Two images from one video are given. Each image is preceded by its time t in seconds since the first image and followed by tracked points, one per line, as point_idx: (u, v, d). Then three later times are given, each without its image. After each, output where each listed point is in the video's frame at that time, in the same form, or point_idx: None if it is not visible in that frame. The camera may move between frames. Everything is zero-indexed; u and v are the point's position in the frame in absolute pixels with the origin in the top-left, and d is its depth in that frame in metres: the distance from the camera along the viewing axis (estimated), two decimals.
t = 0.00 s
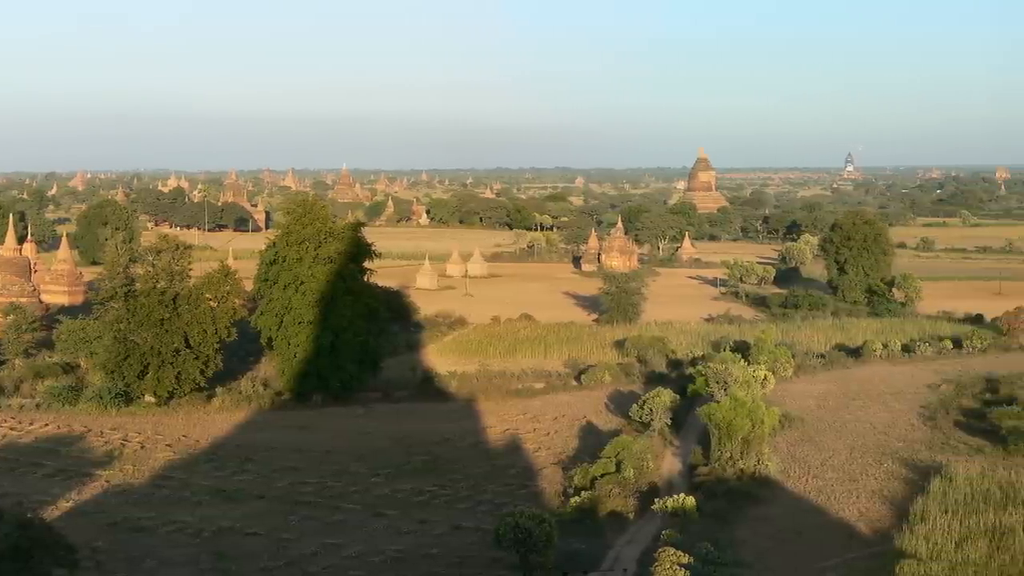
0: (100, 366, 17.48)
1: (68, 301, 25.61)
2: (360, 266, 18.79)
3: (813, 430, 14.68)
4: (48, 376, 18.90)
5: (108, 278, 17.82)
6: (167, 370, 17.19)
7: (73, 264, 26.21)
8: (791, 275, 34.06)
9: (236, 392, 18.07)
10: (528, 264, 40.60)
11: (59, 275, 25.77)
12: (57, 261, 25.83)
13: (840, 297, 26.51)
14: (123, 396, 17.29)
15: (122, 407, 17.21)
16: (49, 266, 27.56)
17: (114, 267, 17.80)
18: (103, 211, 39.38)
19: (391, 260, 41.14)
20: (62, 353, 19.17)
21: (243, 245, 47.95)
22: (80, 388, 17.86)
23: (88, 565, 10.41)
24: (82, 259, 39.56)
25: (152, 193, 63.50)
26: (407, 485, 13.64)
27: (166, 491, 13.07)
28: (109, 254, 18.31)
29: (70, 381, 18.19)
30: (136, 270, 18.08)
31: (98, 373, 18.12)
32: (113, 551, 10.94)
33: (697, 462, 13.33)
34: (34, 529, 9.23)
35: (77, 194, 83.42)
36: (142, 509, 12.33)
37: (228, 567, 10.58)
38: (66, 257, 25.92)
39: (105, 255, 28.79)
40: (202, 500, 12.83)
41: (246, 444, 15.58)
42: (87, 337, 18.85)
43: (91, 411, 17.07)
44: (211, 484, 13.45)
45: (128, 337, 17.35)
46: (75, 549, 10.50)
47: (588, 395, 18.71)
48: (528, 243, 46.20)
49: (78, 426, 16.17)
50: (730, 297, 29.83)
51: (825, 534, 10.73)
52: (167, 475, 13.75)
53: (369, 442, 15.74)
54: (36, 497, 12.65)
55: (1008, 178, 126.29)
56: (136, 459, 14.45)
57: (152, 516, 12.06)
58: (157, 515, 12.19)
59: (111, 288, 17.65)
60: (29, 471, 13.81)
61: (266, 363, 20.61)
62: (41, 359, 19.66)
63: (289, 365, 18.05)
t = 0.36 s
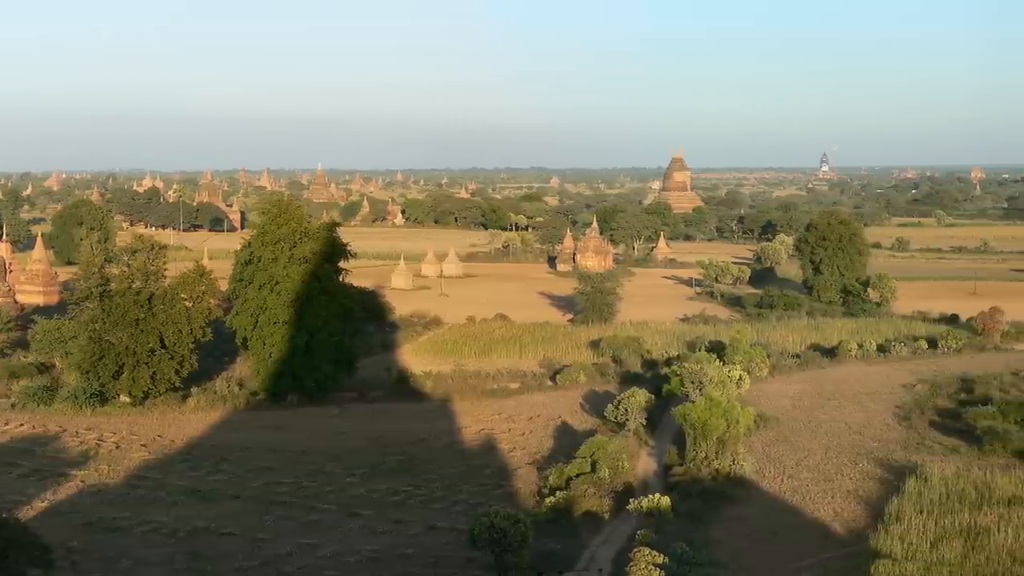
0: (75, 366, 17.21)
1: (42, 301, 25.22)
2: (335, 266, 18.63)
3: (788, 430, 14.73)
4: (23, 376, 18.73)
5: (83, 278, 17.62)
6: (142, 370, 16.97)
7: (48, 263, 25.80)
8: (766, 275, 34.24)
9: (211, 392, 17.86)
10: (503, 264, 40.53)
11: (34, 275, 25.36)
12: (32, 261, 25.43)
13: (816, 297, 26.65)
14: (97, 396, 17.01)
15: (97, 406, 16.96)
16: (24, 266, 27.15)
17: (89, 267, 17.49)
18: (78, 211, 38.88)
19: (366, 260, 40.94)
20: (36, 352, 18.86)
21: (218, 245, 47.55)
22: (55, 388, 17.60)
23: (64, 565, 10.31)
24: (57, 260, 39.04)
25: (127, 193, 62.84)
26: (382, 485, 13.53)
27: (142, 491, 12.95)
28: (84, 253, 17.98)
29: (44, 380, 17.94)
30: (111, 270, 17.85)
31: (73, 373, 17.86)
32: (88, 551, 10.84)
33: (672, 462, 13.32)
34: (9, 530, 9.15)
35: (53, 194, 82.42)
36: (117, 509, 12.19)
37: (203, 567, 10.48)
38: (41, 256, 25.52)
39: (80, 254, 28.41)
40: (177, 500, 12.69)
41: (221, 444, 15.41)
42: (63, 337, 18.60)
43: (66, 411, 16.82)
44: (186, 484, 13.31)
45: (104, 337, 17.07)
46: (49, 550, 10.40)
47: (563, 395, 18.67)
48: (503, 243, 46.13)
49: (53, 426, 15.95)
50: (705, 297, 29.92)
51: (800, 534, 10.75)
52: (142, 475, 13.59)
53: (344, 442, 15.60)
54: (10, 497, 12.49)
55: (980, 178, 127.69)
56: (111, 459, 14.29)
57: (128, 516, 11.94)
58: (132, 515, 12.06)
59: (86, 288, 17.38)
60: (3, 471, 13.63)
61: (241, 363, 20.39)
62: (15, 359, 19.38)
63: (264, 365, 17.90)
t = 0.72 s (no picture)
0: (50, 366, 16.99)
1: (17, 302, 24.84)
2: (310, 266, 18.46)
3: (763, 430, 14.77)
4: None
5: (58, 278, 17.39)
6: (117, 370, 16.72)
7: (22, 263, 25.42)
8: (741, 275, 34.38)
9: (185, 392, 17.65)
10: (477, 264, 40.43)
11: (9, 274, 24.97)
12: (7, 261, 25.03)
13: (791, 297, 26.79)
14: (73, 396, 16.80)
15: (72, 406, 16.73)
16: None
17: (63, 266, 17.22)
18: (53, 212, 38.34)
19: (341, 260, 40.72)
20: (11, 353, 18.53)
21: (193, 245, 47.10)
22: (30, 388, 17.41)
23: (39, 565, 10.24)
24: (31, 260, 38.49)
25: (101, 192, 62.20)
26: (357, 485, 13.41)
27: (117, 491, 12.82)
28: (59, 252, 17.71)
29: (20, 381, 17.75)
30: (86, 270, 17.61)
31: (48, 373, 17.66)
32: (63, 551, 10.76)
33: (647, 462, 13.30)
34: None
35: (26, 194, 81.40)
36: (91, 509, 12.07)
37: (177, 567, 10.40)
38: (15, 257, 25.13)
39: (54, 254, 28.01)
40: (152, 500, 12.56)
41: (197, 443, 15.23)
42: (38, 337, 18.33)
43: (41, 411, 16.61)
44: (161, 484, 13.16)
45: (79, 337, 16.83)
46: (23, 550, 10.33)
47: (538, 395, 18.62)
48: (479, 243, 46.03)
49: (28, 427, 15.75)
50: (680, 297, 29.99)
51: (775, 534, 10.77)
52: (117, 475, 13.43)
53: (320, 442, 15.46)
54: None
55: (953, 178, 128.94)
56: (87, 459, 14.14)
57: (103, 516, 11.83)
58: (107, 515, 11.95)
59: (61, 288, 17.19)
60: None
61: (216, 363, 20.17)
62: None
63: (239, 365, 17.70)
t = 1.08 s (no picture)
0: (25, 366, 16.73)
1: None
2: (285, 266, 18.29)
3: (738, 430, 14.81)
4: None
5: (33, 278, 17.12)
6: (92, 370, 16.52)
7: None
8: (717, 275, 34.52)
9: (161, 392, 17.47)
10: (453, 264, 40.33)
11: None
12: None
13: (766, 298, 26.93)
14: (48, 396, 16.58)
15: (47, 406, 16.52)
16: None
17: (38, 267, 16.95)
18: (28, 212, 37.78)
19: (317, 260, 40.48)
20: None
21: (168, 245, 46.62)
22: (4, 389, 17.12)
23: (14, 566, 10.13)
24: (5, 259, 37.91)
25: (76, 192, 61.54)
26: (332, 485, 13.29)
27: (92, 491, 12.68)
28: (34, 253, 17.53)
29: None
30: (61, 270, 17.36)
31: (22, 373, 17.40)
32: (38, 551, 10.63)
33: (622, 462, 13.28)
34: None
35: None
36: (67, 509, 11.93)
37: (153, 567, 10.29)
38: None
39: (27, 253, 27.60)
40: (127, 500, 12.42)
41: (172, 444, 15.06)
42: (12, 337, 18.05)
43: (15, 411, 16.40)
44: (137, 484, 13.02)
45: (54, 337, 16.54)
46: None
47: (513, 395, 18.57)
48: (454, 243, 45.92)
49: (2, 427, 15.53)
50: (656, 297, 30.06)
51: (750, 534, 10.78)
52: (93, 475, 13.28)
53: (295, 442, 15.31)
54: None
55: (930, 177, 130.29)
56: (62, 459, 13.99)
57: (78, 516, 11.70)
58: (82, 514, 11.81)
59: (36, 288, 16.94)
60: None
61: (192, 363, 19.96)
62: None
63: (215, 365, 17.54)
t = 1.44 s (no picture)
0: None
1: None
2: (261, 266, 18.12)
3: (713, 430, 14.84)
4: None
5: (7, 278, 16.87)
6: (68, 370, 16.27)
7: None
8: (692, 275, 34.63)
9: (136, 392, 17.28)
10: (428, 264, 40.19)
11: None
12: None
13: (741, 298, 27.06)
14: (23, 396, 16.35)
15: (22, 406, 16.31)
16: None
17: (13, 267, 16.73)
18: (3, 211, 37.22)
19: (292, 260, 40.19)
20: None
21: (143, 245, 46.10)
22: None
23: None
24: None
25: (49, 192, 60.72)
26: (307, 485, 13.16)
27: (67, 491, 12.51)
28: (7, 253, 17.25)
29: None
30: (36, 270, 17.19)
31: None
32: (11, 552, 10.47)
33: (598, 463, 13.25)
34: None
35: None
36: (41, 509, 11.76)
37: (128, 567, 10.16)
38: None
39: None
40: (103, 500, 12.26)
41: (147, 444, 14.88)
42: None
43: None
44: (112, 484, 12.86)
45: (29, 337, 16.29)
46: None
47: (489, 395, 18.50)
48: (429, 243, 45.78)
49: None
50: (631, 297, 30.11)
51: (725, 534, 10.79)
52: (68, 475, 13.11)
53: (270, 442, 15.17)
54: None
55: (902, 178, 131.67)
56: (37, 459, 13.80)
57: (53, 516, 11.54)
58: (57, 514, 11.65)
59: (11, 288, 16.65)
60: None
61: (167, 363, 19.72)
62: None
63: (190, 365, 17.34)
